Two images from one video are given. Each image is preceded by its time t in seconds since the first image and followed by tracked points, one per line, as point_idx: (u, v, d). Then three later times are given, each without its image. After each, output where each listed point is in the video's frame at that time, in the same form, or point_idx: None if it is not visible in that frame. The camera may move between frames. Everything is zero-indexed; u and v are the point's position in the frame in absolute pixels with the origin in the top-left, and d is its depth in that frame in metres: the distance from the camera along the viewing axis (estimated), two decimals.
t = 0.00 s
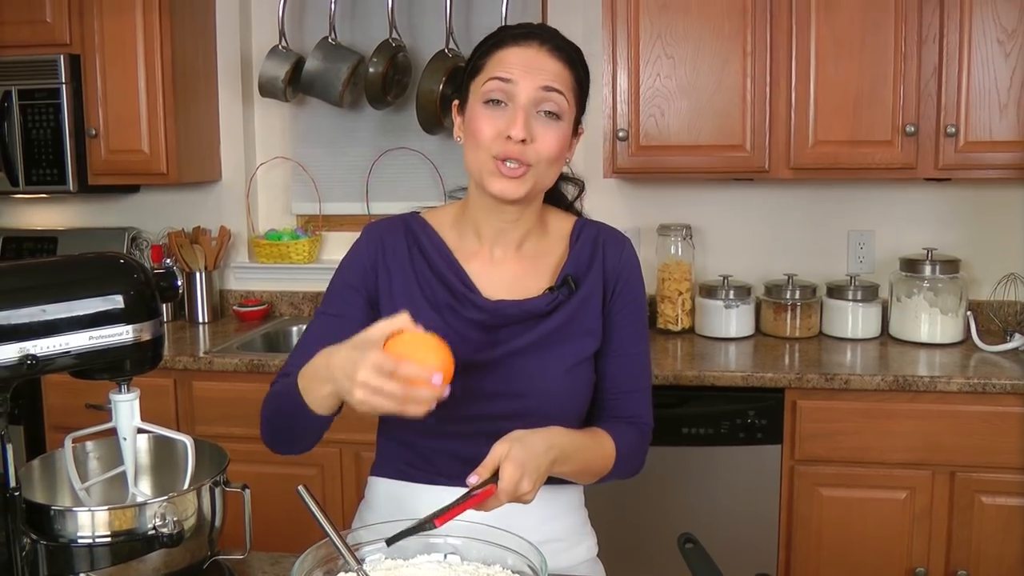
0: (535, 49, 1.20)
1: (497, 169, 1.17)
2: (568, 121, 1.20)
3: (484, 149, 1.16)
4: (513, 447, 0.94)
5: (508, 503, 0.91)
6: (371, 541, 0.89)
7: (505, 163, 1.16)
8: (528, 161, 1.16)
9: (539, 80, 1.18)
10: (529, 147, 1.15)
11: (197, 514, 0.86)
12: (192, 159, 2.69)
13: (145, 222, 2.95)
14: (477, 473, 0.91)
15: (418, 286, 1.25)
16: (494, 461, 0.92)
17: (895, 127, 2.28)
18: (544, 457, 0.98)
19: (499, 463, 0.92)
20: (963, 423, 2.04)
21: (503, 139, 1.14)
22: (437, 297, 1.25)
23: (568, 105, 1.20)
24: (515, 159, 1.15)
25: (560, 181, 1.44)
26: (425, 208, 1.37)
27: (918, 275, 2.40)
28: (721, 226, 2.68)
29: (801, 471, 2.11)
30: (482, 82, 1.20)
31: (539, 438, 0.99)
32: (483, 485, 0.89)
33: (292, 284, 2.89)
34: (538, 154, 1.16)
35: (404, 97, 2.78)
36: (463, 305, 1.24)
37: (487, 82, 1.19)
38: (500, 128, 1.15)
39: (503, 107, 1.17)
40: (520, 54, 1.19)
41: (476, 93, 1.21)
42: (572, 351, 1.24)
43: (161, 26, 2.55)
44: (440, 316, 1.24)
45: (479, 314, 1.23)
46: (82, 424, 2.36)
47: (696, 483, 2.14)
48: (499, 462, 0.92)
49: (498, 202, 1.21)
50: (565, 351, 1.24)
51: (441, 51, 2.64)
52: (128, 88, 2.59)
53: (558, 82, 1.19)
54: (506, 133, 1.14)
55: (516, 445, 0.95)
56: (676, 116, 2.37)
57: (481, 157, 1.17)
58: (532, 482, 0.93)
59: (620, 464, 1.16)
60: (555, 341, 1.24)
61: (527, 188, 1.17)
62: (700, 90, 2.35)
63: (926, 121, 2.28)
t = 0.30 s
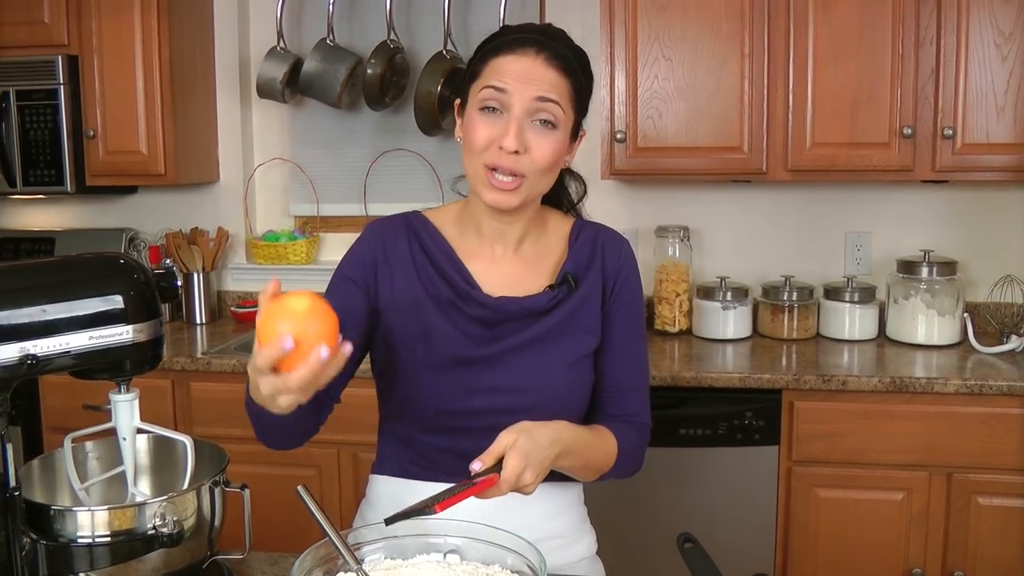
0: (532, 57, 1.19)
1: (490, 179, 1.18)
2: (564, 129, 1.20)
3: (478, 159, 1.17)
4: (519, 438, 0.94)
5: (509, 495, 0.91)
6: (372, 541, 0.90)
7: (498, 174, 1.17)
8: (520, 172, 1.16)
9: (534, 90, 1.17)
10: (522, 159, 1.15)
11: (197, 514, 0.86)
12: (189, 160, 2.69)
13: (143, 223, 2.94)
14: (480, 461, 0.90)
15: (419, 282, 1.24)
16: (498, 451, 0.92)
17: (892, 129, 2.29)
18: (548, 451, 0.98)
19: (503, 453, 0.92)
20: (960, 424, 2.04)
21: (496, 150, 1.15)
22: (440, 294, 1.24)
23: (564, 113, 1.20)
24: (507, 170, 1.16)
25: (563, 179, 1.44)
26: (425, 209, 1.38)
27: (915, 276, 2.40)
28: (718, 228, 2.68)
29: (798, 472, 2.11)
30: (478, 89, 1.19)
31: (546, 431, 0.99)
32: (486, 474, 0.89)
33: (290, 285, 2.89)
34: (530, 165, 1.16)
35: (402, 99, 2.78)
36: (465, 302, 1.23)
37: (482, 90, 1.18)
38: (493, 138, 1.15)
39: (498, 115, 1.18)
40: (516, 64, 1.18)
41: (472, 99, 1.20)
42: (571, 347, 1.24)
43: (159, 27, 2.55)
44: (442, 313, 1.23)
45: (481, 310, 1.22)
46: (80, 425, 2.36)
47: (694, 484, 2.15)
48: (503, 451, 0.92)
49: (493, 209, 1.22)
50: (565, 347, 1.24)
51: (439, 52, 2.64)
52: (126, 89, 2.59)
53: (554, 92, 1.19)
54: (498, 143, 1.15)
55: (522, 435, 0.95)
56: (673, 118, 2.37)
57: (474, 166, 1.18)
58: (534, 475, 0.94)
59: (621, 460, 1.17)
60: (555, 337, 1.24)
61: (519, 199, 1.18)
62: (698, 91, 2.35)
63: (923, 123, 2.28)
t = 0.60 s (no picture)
0: (527, 48, 1.17)
1: (492, 173, 1.18)
2: (563, 118, 1.19)
3: (478, 153, 1.17)
4: (514, 440, 0.95)
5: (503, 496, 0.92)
6: (371, 540, 0.90)
7: (499, 166, 1.17)
8: (522, 165, 1.16)
9: (530, 80, 1.16)
10: (523, 152, 1.15)
11: (196, 512, 0.86)
12: (186, 158, 2.68)
13: (140, 221, 2.94)
14: (475, 462, 0.91)
15: (421, 286, 1.25)
16: (492, 454, 0.92)
17: (890, 129, 2.29)
18: (543, 453, 0.98)
19: (497, 456, 0.92)
20: (957, 423, 2.05)
21: (496, 144, 1.15)
22: (440, 298, 1.24)
23: (563, 102, 1.19)
24: (509, 163, 1.16)
25: (562, 177, 1.44)
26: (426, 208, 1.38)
27: (912, 276, 2.41)
28: (716, 227, 2.68)
29: (796, 471, 2.11)
30: (475, 82, 1.18)
31: (541, 434, 0.99)
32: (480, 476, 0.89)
33: (287, 284, 2.88)
34: (532, 157, 1.16)
35: (400, 97, 2.78)
36: (466, 306, 1.23)
37: (478, 85, 1.17)
38: (492, 133, 1.15)
39: (495, 108, 1.16)
40: (511, 57, 1.16)
41: (470, 95, 1.19)
42: (572, 347, 1.24)
43: (157, 25, 2.55)
44: (443, 317, 1.24)
45: (482, 313, 1.22)
46: (76, 423, 2.35)
47: (691, 483, 2.15)
48: (498, 453, 0.93)
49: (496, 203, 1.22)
50: (566, 346, 1.24)
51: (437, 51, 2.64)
52: (123, 87, 2.58)
53: (551, 80, 1.17)
54: (498, 138, 1.14)
55: (517, 437, 0.95)
56: (671, 117, 2.37)
57: (476, 160, 1.18)
58: (529, 477, 0.94)
59: (621, 460, 1.16)
60: (555, 337, 1.24)
61: (523, 192, 1.18)
62: (696, 90, 2.35)
63: (921, 123, 2.29)
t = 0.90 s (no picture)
0: (523, 60, 1.15)
1: (487, 183, 1.17)
2: (560, 130, 1.17)
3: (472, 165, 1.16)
4: (499, 427, 0.95)
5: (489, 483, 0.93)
6: (372, 537, 0.90)
7: (494, 177, 1.16)
8: (516, 177, 1.16)
9: (526, 94, 1.14)
10: (517, 166, 1.14)
11: (195, 511, 0.85)
12: (183, 156, 2.67)
13: (136, 219, 2.93)
14: (462, 448, 0.92)
15: (422, 283, 1.25)
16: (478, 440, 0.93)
17: (888, 126, 2.29)
18: (530, 442, 0.99)
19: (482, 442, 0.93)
20: (955, 420, 2.05)
21: (490, 158, 1.14)
22: (441, 295, 1.24)
23: (560, 115, 1.16)
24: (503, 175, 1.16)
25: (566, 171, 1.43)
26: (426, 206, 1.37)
27: (909, 273, 2.41)
28: (713, 225, 2.68)
29: (794, 468, 2.11)
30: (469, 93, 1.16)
31: (529, 423, 1.00)
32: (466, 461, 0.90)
33: (284, 282, 2.88)
34: (526, 170, 1.15)
35: (397, 94, 2.77)
36: (466, 303, 1.23)
37: (474, 96, 1.15)
38: (485, 146, 1.14)
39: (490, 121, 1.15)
40: (506, 69, 1.14)
41: (465, 104, 1.17)
42: (571, 345, 1.24)
43: (153, 23, 2.54)
44: (444, 314, 1.24)
45: (482, 311, 1.22)
46: (74, 422, 2.35)
47: (690, 480, 2.15)
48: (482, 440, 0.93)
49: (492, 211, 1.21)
50: (565, 344, 1.24)
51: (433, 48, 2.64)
52: (119, 84, 2.57)
53: (548, 95, 1.15)
54: (491, 152, 1.13)
55: (503, 425, 0.96)
56: (668, 114, 2.37)
57: (470, 169, 1.17)
58: (514, 463, 0.94)
59: (614, 459, 1.16)
60: (554, 334, 1.24)
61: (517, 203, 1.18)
62: (694, 88, 2.35)
63: (918, 120, 2.29)
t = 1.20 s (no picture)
0: (546, 72, 1.13)
1: (499, 193, 1.17)
2: (576, 145, 1.16)
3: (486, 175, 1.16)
4: (502, 428, 0.97)
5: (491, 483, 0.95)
6: (372, 537, 0.90)
7: (506, 188, 1.16)
8: (531, 189, 1.15)
9: (547, 108, 1.13)
10: (532, 178, 1.14)
11: (194, 510, 0.85)
12: (179, 154, 2.66)
13: (132, 217, 2.92)
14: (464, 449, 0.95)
15: (425, 281, 1.24)
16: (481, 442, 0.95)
17: (886, 125, 2.29)
18: (536, 444, 0.99)
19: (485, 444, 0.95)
20: (952, 419, 2.05)
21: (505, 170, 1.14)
22: (444, 294, 1.24)
23: (578, 129, 1.16)
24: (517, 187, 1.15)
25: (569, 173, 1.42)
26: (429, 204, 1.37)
27: (907, 272, 2.41)
28: (711, 224, 2.68)
29: (792, 467, 2.11)
30: (488, 101, 1.15)
31: (533, 424, 1.00)
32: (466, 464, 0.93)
33: (280, 280, 2.87)
34: (540, 182, 1.15)
35: (394, 93, 2.77)
36: (469, 303, 1.23)
37: (492, 103, 1.14)
38: (503, 157, 1.14)
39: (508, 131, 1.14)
40: (528, 80, 1.13)
41: (482, 109, 1.16)
42: (574, 346, 1.23)
43: (150, 21, 2.53)
44: (447, 313, 1.23)
45: (485, 311, 1.22)
46: (71, 421, 2.34)
47: (688, 479, 2.15)
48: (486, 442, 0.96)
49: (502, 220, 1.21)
50: (567, 344, 1.23)
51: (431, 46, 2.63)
52: (115, 81, 2.56)
53: (568, 109, 1.14)
54: (508, 163, 1.13)
55: (507, 426, 0.98)
56: (666, 113, 2.37)
57: (483, 177, 1.17)
58: (517, 465, 0.96)
59: (620, 457, 1.15)
60: (557, 335, 1.23)
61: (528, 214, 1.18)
62: (692, 87, 2.35)
63: (916, 120, 2.29)
